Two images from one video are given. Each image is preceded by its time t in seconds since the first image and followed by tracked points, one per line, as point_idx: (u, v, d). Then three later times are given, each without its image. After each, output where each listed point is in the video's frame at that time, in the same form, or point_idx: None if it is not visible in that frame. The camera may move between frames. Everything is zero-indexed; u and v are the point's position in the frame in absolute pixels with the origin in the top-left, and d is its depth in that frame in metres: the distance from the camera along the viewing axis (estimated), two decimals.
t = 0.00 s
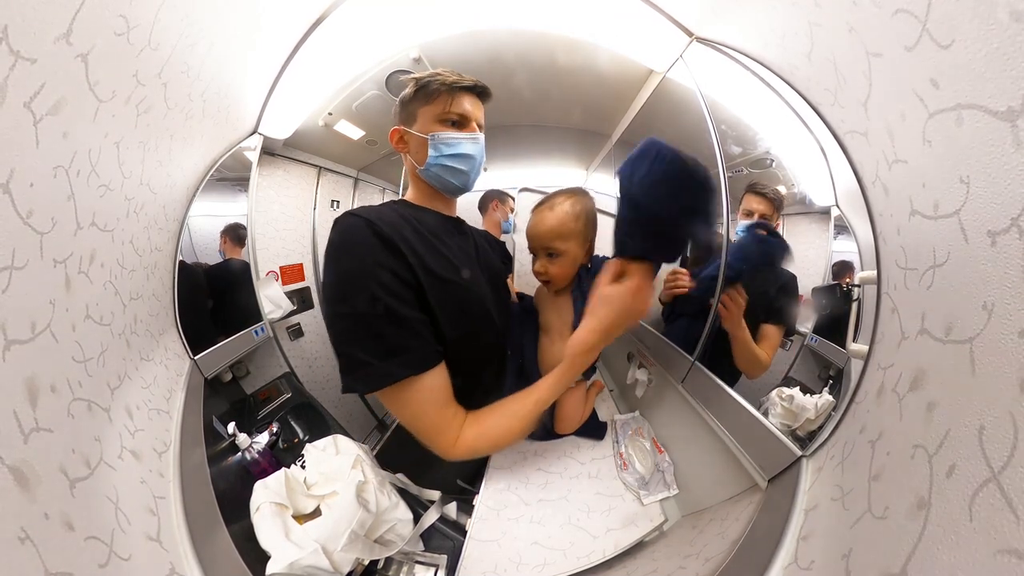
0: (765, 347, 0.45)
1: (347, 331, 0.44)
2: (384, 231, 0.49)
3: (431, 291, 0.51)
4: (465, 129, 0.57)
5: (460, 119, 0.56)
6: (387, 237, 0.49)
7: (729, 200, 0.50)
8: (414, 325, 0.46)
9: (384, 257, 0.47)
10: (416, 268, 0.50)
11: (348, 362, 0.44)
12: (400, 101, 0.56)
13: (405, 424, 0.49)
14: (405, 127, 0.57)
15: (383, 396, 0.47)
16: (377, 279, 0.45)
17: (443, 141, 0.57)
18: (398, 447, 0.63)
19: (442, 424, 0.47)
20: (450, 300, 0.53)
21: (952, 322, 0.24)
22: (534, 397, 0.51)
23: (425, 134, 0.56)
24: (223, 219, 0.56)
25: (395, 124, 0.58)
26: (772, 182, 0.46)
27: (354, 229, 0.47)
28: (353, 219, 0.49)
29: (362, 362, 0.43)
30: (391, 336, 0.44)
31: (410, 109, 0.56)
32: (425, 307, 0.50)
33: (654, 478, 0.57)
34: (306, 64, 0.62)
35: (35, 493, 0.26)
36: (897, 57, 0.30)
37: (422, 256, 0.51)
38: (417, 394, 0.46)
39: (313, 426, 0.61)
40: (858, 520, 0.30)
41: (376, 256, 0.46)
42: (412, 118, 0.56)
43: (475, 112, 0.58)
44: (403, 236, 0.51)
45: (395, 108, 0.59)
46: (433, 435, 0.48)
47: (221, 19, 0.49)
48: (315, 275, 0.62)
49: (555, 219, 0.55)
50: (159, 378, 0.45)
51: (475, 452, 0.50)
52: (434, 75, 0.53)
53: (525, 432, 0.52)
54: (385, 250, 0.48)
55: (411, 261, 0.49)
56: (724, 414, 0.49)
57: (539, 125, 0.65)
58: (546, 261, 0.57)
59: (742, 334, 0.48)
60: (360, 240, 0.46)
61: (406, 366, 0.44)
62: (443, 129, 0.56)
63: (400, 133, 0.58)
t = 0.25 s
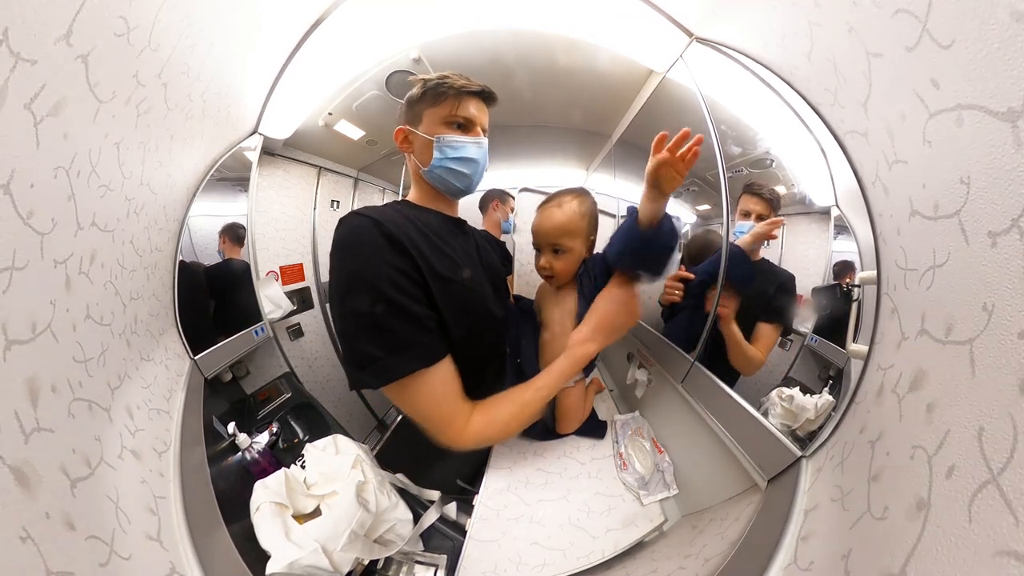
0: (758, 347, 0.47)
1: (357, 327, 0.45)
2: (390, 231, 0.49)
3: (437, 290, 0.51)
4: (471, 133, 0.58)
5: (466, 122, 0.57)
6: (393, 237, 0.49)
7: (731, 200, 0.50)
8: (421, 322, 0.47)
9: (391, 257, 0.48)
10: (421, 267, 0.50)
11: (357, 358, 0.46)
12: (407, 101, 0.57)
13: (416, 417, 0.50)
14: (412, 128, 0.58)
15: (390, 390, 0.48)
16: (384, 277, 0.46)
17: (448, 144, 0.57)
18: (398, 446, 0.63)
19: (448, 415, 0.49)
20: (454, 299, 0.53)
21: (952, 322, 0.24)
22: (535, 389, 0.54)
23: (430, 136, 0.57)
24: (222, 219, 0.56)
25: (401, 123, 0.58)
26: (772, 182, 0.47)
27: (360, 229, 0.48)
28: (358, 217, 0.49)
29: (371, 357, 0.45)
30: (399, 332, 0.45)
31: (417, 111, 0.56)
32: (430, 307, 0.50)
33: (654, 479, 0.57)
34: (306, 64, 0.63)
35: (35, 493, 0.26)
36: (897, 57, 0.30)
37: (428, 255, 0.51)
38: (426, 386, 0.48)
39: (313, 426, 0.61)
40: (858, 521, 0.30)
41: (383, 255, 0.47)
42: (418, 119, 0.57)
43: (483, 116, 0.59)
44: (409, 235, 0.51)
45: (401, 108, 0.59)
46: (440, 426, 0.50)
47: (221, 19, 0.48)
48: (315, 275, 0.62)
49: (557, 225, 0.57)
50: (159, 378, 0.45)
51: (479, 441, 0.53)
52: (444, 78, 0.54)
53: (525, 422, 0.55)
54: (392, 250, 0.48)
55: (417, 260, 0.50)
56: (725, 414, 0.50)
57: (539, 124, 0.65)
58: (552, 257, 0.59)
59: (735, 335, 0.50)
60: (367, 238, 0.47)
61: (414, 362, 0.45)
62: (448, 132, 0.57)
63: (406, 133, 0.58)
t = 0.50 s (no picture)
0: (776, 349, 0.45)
1: (331, 336, 0.39)
2: (375, 227, 0.47)
3: (426, 291, 0.50)
4: (480, 150, 0.58)
5: (478, 141, 0.57)
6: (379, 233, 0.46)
7: (727, 201, 0.52)
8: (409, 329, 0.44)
9: (378, 257, 0.45)
10: (410, 268, 0.48)
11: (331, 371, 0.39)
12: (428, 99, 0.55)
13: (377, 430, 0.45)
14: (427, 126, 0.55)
15: (358, 395, 0.42)
16: (369, 280, 0.42)
17: (458, 157, 0.56)
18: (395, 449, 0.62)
19: (411, 432, 0.42)
20: (446, 299, 0.52)
21: (953, 321, 0.24)
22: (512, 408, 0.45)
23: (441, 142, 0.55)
24: (222, 219, 0.56)
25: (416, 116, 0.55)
26: (772, 182, 0.47)
27: (343, 222, 0.45)
28: (346, 217, 0.46)
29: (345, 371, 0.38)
30: (382, 340, 0.40)
31: (437, 110, 0.54)
32: (420, 308, 0.48)
33: (654, 478, 0.57)
34: (307, 65, 0.63)
35: (34, 493, 0.26)
36: (897, 57, 0.30)
37: (418, 255, 0.50)
38: (392, 397, 0.42)
39: (314, 426, 0.62)
40: (859, 520, 0.30)
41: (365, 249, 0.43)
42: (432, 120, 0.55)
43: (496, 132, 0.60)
44: (396, 234, 0.49)
45: (418, 102, 0.56)
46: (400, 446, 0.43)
47: (221, 18, 0.48)
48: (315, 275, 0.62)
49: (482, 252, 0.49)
50: (158, 378, 0.45)
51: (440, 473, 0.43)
52: (474, 89, 0.54)
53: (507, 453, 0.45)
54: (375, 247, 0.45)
55: (406, 261, 0.48)
56: (726, 414, 0.50)
57: (538, 125, 0.66)
58: (556, 250, 0.61)
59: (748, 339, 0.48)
60: (352, 236, 0.43)
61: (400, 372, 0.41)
62: (460, 146, 0.56)
63: (416, 128, 0.55)
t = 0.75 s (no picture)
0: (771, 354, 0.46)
1: (328, 343, 0.39)
2: (370, 229, 0.45)
3: (422, 294, 0.49)
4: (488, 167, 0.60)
5: (491, 159, 0.59)
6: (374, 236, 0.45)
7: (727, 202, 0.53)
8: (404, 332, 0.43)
9: (372, 260, 0.44)
10: (406, 270, 0.47)
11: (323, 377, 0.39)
12: (458, 102, 0.54)
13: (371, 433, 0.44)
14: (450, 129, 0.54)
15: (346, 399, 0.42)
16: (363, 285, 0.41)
17: (474, 168, 0.57)
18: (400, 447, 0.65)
19: (400, 428, 0.44)
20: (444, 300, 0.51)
21: (953, 322, 0.24)
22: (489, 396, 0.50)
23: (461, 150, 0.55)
24: (222, 219, 0.56)
25: (443, 114, 0.53)
26: (771, 183, 0.47)
27: (336, 224, 0.44)
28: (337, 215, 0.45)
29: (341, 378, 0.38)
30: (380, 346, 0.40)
31: (464, 118, 0.54)
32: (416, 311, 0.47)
33: (654, 479, 0.58)
34: (308, 66, 0.63)
35: (35, 492, 0.26)
36: (897, 57, 0.30)
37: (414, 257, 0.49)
38: (384, 399, 0.42)
39: (314, 425, 0.64)
40: (858, 520, 0.30)
41: (359, 253, 0.43)
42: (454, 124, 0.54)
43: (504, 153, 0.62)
44: (391, 235, 0.48)
45: (443, 101, 0.55)
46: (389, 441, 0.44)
47: (220, 19, 0.48)
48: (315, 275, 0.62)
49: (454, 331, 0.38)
50: (159, 378, 0.45)
51: (427, 459, 0.47)
52: (503, 109, 0.56)
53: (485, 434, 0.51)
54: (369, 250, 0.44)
55: (402, 263, 0.47)
56: (725, 413, 0.50)
57: (540, 124, 0.69)
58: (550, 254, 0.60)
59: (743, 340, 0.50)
60: (345, 238, 0.42)
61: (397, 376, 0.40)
62: (477, 158, 0.57)
63: (437, 126, 0.54)
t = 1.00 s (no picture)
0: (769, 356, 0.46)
1: (340, 355, 0.38)
2: (375, 229, 0.43)
3: (428, 297, 0.48)
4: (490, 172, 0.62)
5: (495, 164, 0.61)
6: (379, 237, 0.43)
7: (728, 202, 0.52)
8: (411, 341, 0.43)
9: (379, 264, 0.42)
10: (413, 273, 0.46)
11: (335, 385, 0.40)
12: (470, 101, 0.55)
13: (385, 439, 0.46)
14: (461, 129, 0.55)
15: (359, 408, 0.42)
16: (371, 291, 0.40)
17: (479, 170, 0.58)
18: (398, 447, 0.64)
19: (418, 434, 0.45)
20: (447, 301, 0.51)
21: (953, 322, 0.24)
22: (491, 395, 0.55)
23: (469, 150, 0.56)
24: (222, 219, 0.56)
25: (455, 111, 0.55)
26: (771, 183, 0.47)
27: (339, 225, 0.41)
28: (340, 216, 0.43)
29: (353, 387, 0.39)
30: (390, 357, 0.40)
31: (476, 119, 0.56)
32: (422, 314, 0.47)
33: (654, 479, 0.58)
34: (309, 66, 0.63)
35: (35, 492, 0.26)
36: (897, 57, 0.30)
37: (420, 259, 0.48)
38: (401, 409, 0.42)
39: (314, 426, 0.63)
40: (858, 521, 0.30)
41: (366, 258, 0.41)
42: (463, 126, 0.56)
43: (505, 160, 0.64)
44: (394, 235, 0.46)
45: (455, 98, 0.56)
46: (403, 444, 0.46)
47: (221, 20, 0.48)
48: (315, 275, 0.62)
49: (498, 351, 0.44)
50: (159, 377, 0.45)
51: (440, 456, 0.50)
52: (512, 115, 0.58)
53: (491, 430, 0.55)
54: (375, 253, 0.42)
55: (407, 265, 0.46)
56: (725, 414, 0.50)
57: (539, 125, 0.67)
58: (570, 264, 0.59)
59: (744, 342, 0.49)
60: (350, 242, 0.41)
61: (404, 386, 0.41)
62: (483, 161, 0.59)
63: (448, 123, 0.55)
